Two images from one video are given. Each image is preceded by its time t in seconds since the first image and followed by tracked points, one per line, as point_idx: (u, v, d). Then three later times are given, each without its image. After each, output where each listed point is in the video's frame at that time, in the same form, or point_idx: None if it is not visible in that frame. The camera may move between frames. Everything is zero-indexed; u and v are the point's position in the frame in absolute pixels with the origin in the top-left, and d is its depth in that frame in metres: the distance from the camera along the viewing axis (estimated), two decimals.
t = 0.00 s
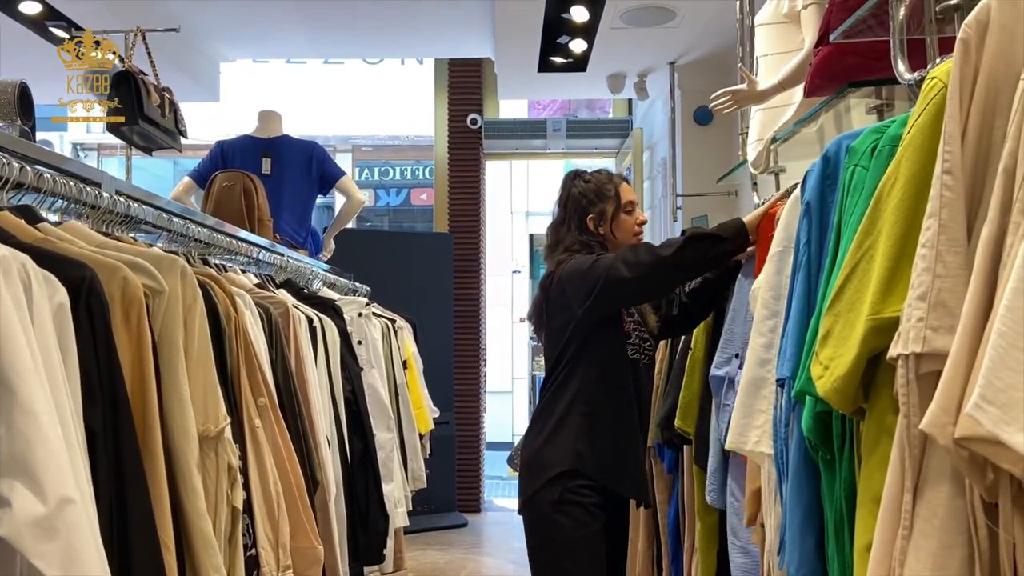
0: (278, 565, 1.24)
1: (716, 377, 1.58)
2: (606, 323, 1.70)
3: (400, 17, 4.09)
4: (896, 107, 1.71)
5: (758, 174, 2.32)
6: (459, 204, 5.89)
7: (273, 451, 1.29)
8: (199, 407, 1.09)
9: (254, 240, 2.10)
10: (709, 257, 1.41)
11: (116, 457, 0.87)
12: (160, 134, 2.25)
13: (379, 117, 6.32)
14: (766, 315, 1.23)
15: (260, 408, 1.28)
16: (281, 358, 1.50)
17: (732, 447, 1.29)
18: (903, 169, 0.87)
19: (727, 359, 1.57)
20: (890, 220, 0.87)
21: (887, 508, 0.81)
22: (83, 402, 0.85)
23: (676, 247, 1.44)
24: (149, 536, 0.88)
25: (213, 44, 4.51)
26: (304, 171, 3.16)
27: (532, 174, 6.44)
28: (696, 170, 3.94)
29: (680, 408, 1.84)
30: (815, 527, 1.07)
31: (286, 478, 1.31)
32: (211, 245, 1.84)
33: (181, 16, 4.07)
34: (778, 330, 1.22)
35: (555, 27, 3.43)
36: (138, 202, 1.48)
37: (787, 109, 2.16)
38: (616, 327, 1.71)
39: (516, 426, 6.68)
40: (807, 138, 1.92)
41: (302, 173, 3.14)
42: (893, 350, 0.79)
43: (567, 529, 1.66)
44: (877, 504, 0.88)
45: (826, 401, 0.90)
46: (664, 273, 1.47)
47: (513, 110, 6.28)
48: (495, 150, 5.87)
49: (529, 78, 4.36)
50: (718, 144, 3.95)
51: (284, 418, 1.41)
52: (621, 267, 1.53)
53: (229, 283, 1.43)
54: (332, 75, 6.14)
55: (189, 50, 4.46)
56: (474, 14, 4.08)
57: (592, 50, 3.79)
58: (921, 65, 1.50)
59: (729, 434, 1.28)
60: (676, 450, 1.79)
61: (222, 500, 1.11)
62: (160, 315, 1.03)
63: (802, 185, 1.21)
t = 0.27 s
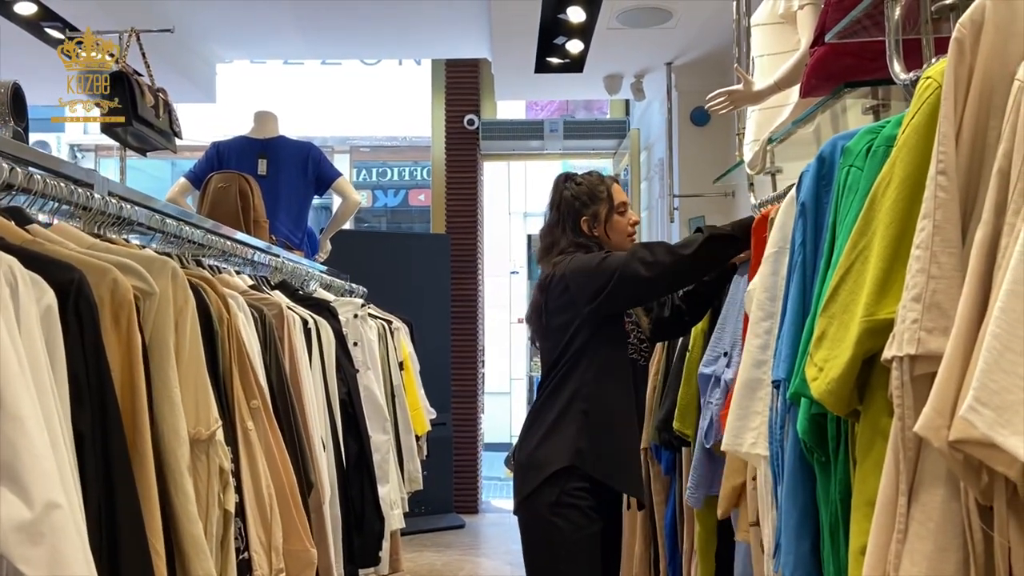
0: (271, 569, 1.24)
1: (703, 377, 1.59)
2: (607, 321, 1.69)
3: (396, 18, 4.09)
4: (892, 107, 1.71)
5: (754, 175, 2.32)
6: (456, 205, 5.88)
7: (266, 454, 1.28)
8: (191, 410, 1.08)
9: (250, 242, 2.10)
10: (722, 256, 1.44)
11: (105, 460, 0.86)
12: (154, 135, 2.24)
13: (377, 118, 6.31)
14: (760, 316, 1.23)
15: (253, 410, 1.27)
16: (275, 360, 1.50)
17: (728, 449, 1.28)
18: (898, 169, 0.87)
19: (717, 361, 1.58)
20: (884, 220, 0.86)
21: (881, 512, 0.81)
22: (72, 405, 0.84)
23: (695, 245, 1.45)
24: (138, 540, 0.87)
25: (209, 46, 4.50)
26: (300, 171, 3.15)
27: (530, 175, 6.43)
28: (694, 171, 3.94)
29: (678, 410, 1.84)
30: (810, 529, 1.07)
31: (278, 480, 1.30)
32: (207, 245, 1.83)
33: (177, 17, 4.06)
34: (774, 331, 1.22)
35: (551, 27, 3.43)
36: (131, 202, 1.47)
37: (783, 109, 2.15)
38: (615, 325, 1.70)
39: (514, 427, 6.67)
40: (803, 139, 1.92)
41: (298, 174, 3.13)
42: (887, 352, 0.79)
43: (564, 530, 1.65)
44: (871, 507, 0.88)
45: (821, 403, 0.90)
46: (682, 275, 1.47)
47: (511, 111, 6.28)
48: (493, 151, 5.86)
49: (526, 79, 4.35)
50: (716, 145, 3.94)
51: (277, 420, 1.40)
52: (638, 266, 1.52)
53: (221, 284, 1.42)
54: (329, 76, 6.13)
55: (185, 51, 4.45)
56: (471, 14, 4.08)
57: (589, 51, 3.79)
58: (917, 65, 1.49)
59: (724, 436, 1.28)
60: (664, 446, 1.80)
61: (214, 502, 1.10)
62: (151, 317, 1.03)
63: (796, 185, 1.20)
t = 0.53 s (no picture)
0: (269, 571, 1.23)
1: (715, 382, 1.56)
2: (605, 320, 1.68)
3: (395, 19, 4.08)
4: (892, 108, 1.71)
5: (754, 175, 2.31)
6: (456, 205, 5.88)
7: (264, 456, 1.27)
8: (187, 412, 1.08)
9: (248, 242, 2.10)
10: (719, 252, 1.43)
11: (100, 462, 0.86)
12: (151, 135, 2.23)
13: (376, 119, 6.31)
14: (760, 317, 1.23)
15: (250, 412, 1.27)
16: (272, 361, 1.49)
17: (727, 450, 1.28)
18: (896, 170, 0.86)
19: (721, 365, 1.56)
20: (884, 219, 0.86)
21: (881, 514, 0.80)
22: (66, 409, 0.84)
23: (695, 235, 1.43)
24: (134, 544, 0.87)
25: (208, 46, 4.50)
26: (298, 172, 3.14)
27: (529, 175, 6.43)
28: (693, 172, 3.94)
29: (678, 412, 1.83)
30: (810, 531, 1.06)
31: (276, 483, 1.30)
32: (205, 246, 1.82)
33: (175, 17, 4.06)
34: (773, 333, 1.22)
35: (550, 27, 3.42)
36: (128, 203, 1.47)
37: (782, 110, 2.15)
38: (614, 323, 1.70)
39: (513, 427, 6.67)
40: (802, 139, 1.91)
41: (296, 175, 3.13)
42: (887, 354, 0.78)
43: (563, 531, 1.65)
44: (871, 509, 0.87)
45: (819, 404, 0.89)
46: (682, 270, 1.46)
47: (510, 111, 6.27)
48: (492, 151, 5.85)
49: (525, 79, 4.35)
50: (715, 145, 3.94)
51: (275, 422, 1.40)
52: (635, 264, 1.52)
53: (219, 285, 1.41)
54: (328, 77, 6.13)
55: (184, 51, 4.45)
56: (470, 15, 4.07)
57: (588, 51, 3.79)
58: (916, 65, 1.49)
59: (723, 438, 1.27)
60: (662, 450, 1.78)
61: (211, 505, 1.10)
62: (147, 319, 1.02)
63: (795, 186, 1.20)
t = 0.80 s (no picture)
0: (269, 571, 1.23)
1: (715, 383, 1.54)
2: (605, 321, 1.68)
3: (395, 18, 4.08)
4: (893, 106, 1.71)
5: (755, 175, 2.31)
6: (457, 205, 5.88)
7: (264, 457, 1.27)
8: (187, 412, 1.07)
9: (249, 242, 2.10)
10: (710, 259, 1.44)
11: (100, 463, 0.85)
12: (152, 135, 2.23)
13: (377, 118, 6.31)
14: (762, 317, 1.23)
15: (251, 413, 1.26)
16: (272, 361, 1.49)
17: (729, 451, 1.27)
18: (898, 169, 0.86)
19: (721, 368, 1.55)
20: (887, 218, 0.86)
21: (883, 514, 0.80)
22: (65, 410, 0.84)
23: (680, 252, 1.45)
24: (134, 545, 0.86)
25: (208, 46, 4.49)
26: (299, 172, 3.14)
27: (530, 175, 6.43)
28: (694, 172, 3.94)
29: (679, 411, 1.83)
30: (811, 531, 1.06)
31: (277, 484, 1.30)
32: (206, 246, 1.82)
33: (175, 17, 4.06)
34: (775, 332, 1.22)
35: (550, 27, 3.41)
36: (128, 203, 1.46)
37: (783, 109, 2.15)
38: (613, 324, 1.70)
39: (514, 427, 6.67)
40: (803, 138, 1.91)
41: (297, 175, 3.13)
42: (889, 354, 0.78)
43: (562, 530, 1.64)
44: (873, 510, 0.87)
45: (822, 405, 0.89)
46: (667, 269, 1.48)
47: (511, 111, 6.27)
48: (493, 151, 5.85)
49: (526, 79, 4.35)
50: (716, 145, 3.94)
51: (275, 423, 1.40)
52: (628, 272, 1.53)
53: (219, 285, 1.41)
54: (329, 77, 6.12)
55: (184, 51, 4.44)
56: (470, 14, 4.07)
57: (589, 51, 3.78)
58: (917, 64, 1.48)
59: (724, 438, 1.27)
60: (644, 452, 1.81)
61: (211, 505, 1.10)
62: (147, 319, 1.02)
63: (797, 185, 1.20)
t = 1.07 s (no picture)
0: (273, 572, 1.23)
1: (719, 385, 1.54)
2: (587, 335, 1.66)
3: (398, 19, 4.08)
4: (896, 107, 1.71)
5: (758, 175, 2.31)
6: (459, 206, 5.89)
7: (267, 458, 1.27)
8: (191, 414, 1.07)
9: (251, 244, 2.10)
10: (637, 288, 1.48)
11: (104, 464, 0.85)
12: (154, 136, 2.23)
13: (379, 119, 6.31)
14: (765, 317, 1.23)
15: (254, 414, 1.26)
16: (275, 362, 1.49)
17: (732, 452, 1.27)
18: (902, 170, 0.86)
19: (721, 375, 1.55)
20: (891, 218, 0.85)
21: (888, 516, 0.80)
22: (70, 411, 0.84)
23: (604, 294, 1.49)
24: (138, 547, 0.86)
25: (211, 47, 4.50)
26: (302, 172, 3.14)
27: (532, 175, 6.43)
28: (696, 172, 3.93)
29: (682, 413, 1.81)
30: (816, 532, 1.06)
31: (280, 485, 1.30)
32: (207, 248, 1.82)
33: (177, 18, 4.06)
34: (779, 333, 1.22)
35: (553, 28, 3.41)
36: (129, 204, 1.46)
37: (786, 109, 2.15)
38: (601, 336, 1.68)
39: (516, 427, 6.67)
40: (807, 138, 1.90)
41: (299, 176, 3.13)
42: (894, 355, 0.78)
43: (553, 531, 1.65)
44: (878, 511, 0.87)
45: (826, 407, 0.89)
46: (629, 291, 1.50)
47: (513, 111, 6.27)
48: (495, 151, 5.85)
49: (529, 79, 4.34)
50: (718, 146, 3.94)
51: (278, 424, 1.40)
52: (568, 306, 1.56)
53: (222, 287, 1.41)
54: (331, 78, 6.13)
55: (186, 52, 4.45)
56: (473, 15, 4.07)
57: (591, 51, 3.78)
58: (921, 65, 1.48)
59: (728, 439, 1.27)
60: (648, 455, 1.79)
61: (214, 506, 1.10)
62: (150, 320, 1.02)
63: (802, 185, 1.19)
